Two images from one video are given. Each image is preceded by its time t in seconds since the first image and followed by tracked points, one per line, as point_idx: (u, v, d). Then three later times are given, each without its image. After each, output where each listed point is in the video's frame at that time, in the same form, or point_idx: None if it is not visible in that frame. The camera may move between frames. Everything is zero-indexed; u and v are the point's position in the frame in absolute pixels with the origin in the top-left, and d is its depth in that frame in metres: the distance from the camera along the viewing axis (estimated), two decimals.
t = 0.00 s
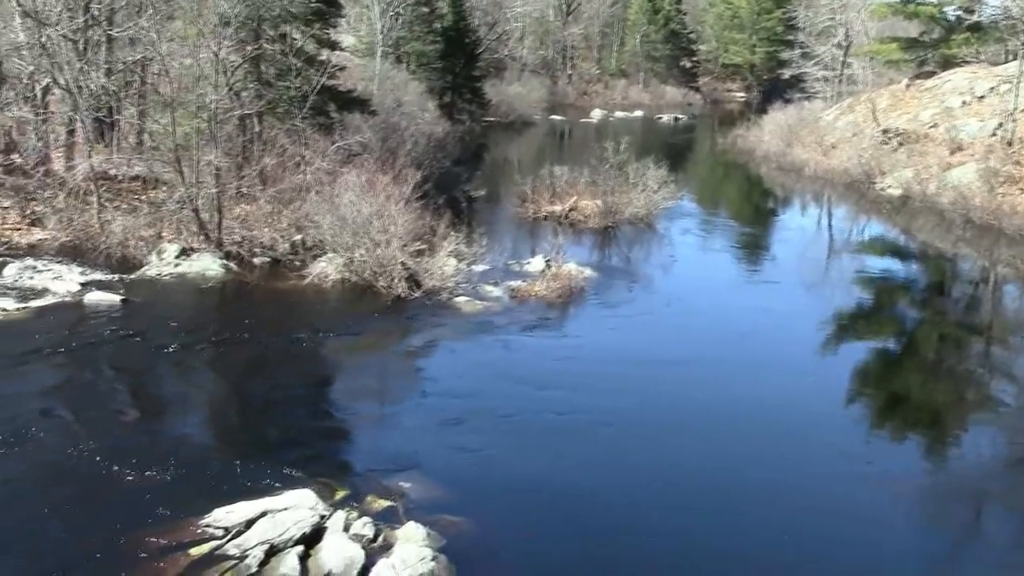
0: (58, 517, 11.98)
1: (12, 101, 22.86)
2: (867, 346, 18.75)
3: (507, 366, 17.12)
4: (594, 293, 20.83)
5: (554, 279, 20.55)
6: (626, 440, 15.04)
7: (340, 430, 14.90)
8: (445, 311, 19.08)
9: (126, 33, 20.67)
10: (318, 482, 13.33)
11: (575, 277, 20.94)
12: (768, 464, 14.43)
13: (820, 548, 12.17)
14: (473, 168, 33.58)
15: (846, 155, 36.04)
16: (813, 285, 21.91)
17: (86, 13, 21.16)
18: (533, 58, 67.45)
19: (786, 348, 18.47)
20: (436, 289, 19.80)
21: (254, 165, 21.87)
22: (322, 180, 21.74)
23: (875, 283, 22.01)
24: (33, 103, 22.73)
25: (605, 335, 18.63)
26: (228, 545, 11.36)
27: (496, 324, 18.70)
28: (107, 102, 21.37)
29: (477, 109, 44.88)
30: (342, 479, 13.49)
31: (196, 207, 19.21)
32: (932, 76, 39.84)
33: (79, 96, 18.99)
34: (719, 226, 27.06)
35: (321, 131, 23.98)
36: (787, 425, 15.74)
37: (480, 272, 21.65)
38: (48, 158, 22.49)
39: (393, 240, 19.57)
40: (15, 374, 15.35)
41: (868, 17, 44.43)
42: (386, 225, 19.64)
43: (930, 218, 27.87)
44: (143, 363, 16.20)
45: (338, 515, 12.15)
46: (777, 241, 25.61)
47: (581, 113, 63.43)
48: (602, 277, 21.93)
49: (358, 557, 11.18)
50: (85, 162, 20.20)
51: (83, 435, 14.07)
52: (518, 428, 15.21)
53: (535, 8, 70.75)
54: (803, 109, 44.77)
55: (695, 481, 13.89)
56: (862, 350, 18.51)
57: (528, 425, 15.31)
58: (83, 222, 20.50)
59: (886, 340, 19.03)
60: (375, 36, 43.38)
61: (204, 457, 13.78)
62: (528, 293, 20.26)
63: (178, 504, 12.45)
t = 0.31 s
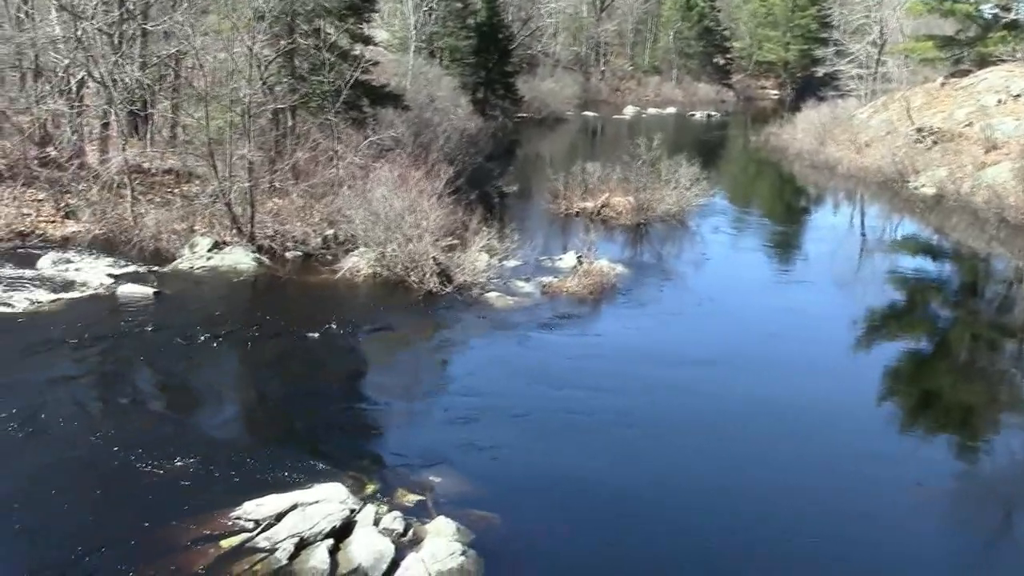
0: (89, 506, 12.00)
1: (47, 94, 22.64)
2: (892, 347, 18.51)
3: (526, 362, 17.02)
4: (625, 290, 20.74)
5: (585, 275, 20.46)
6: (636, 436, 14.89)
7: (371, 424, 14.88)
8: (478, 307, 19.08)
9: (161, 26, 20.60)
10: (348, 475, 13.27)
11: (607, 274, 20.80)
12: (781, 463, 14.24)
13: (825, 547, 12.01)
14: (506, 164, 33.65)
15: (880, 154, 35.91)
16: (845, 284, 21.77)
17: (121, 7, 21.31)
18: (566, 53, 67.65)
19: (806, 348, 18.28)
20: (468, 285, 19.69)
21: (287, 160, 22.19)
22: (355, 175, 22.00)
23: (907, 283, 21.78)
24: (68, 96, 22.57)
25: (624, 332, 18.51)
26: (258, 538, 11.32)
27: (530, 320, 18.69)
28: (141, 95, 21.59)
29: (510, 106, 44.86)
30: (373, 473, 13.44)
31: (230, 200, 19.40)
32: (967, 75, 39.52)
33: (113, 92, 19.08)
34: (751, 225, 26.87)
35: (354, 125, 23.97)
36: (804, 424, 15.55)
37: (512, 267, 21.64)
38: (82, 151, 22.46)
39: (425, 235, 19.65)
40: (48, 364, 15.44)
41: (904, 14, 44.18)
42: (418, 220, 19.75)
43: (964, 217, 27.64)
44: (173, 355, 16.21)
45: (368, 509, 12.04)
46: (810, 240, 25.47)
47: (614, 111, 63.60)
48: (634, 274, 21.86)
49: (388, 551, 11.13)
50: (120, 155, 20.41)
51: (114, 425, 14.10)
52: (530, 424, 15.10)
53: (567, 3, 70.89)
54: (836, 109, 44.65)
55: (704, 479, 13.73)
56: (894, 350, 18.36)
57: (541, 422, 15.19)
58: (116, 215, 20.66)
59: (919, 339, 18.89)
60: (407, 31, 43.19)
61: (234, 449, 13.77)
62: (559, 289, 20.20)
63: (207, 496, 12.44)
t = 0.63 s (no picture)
0: (108, 499, 12.05)
1: (70, 88, 22.59)
2: (905, 349, 18.37)
3: (535, 360, 16.95)
4: (645, 288, 20.70)
5: (605, 273, 20.42)
6: (639, 436, 14.81)
7: (391, 419, 14.88)
8: (499, 303, 19.09)
9: (183, 21, 20.76)
10: (367, 471, 13.27)
11: (627, 272, 20.72)
12: (783, 463, 14.15)
13: (825, 547, 11.95)
14: (526, 161, 33.65)
15: (902, 153, 35.72)
16: (864, 284, 21.66)
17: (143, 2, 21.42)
18: (588, 50, 67.78)
19: (815, 348, 18.15)
20: (488, 282, 19.75)
21: (308, 155, 22.13)
22: (376, 171, 21.75)
23: (928, 284, 21.64)
24: (92, 91, 22.62)
25: (633, 331, 18.42)
26: (277, 532, 11.33)
27: (550, 317, 18.69)
28: (164, 90, 21.74)
29: (529, 101, 44.16)
30: (391, 469, 13.43)
31: (250, 197, 19.56)
32: (991, 74, 39.23)
33: (136, 87, 19.26)
34: (771, 224, 26.76)
35: (375, 121, 24.12)
36: (809, 424, 15.47)
37: (532, 265, 21.65)
38: (104, 145, 22.46)
39: (445, 232, 19.64)
40: (69, 357, 15.52)
41: (927, 13, 43.90)
42: (438, 216, 19.77)
43: (987, 218, 27.48)
44: (194, 348, 16.26)
45: (387, 505, 12.04)
46: (830, 239, 25.36)
47: (636, 107, 63.40)
48: (654, 272, 21.86)
49: (406, 547, 11.14)
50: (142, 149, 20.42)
51: (133, 419, 14.15)
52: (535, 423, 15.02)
53: (591, 1, 71.86)
54: (858, 107, 44.35)
55: (707, 478, 13.65)
56: (913, 351, 18.25)
57: (546, 420, 15.11)
58: (138, 209, 20.76)
59: (939, 340, 18.81)
60: (428, 28, 43.44)
61: (253, 444, 13.79)
62: (579, 286, 20.20)
63: (226, 490, 12.46)
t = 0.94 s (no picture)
0: (126, 489, 12.11)
1: (90, 82, 22.67)
2: (917, 346, 18.19)
3: (544, 355, 16.85)
4: (662, 281, 20.68)
5: (623, 267, 20.38)
6: (645, 433, 14.67)
7: (408, 412, 14.89)
8: (516, 297, 19.09)
9: (202, 15, 20.87)
10: (384, 463, 13.27)
11: (644, 266, 20.68)
12: (791, 461, 14.00)
13: (829, 546, 11.81)
14: (544, 154, 33.57)
15: (921, 148, 35.52)
16: (882, 279, 21.56)
17: None
18: (605, 44, 67.62)
19: (826, 345, 17.96)
20: (505, 275, 19.79)
21: (326, 148, 22.25)
22: (393, 164, 22.00)
23: (946, 280, 21.49)
24: (111, 84, 22.67)
25: (642, 326, 18.30)
26: (294, 523, 11.36)
27: (567, 310, 18.69)
28: (182, 83, 21.87)
29: (546, 96, 44.41)
30: (408, 462, 13.44)
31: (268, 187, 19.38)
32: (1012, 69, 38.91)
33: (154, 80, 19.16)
34: (789, 219, 26.62)
35: (393, 114, 24.07)
36: (817, 422, 15.30)
37: (550, 259, 21.62)
38: (124, 139, 22.66)
39: (462, 225, 19.60)
40: (88, 348, 15.61)
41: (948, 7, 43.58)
42: (456, 210, 19.65)
43: (1007, 214, 27.30)
44: (212, 340, 16.32)
45: (403, 497, 12.01)
46: (848, 234, 25.26)
47: (654, 102, 63.18)
48: (672, 266, 21.85)
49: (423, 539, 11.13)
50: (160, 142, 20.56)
51: (151, 409, 14.21)
52: (542, 419, 14.91)
53: None
54: (877, 101, 44.05)
55: (713, 475, 13.51)
56: (931, 347, 18.15)
57: (552, 416, 15.00)
58: (156, 202, 20.78)
59: (956, 335, 18.70)
60: (447, 21, 44.44)
61: (271, 436, 13.82)
62: (596, 280, 20.14)
63: (243, 481, 12.50)
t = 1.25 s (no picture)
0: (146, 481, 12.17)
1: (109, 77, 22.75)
2: (933, 343, 17.97)
3: (557, 351, 16.75)
4: (680, 275, 20.66)
5: (640, 260, 20.28)
6: (657, 430, 14.53)
7: (427, 405, 14.91)
8: (534, 290, 19.10)
9: (220, 10, 21.05)
10: (403, 457, 13.27)
11: (662, 259, 20.62)
12: (804, 458, 13.83)
13: (840, 543, 11.62)
14: (561, 148, 33.58)
15: (940, 140, 35.35)
16: (901, 272, 21.47)
17: None
18: (622, 37, 67.52)
19: (841, 342, 17.78)
20: (523, 269, 19.72)
21: (344, 143, 22.15)
22: (411, 159, 21.96)
23: (964, 272, 21.40)
24: (129, 79, 22.72)
25: (656, 322, 18.17)
26: (314, 517, 11.40)
27: (586, 303, 18.68)
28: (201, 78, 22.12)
29: (563, 89, 44.26)
30: (428, 456, 13.44)
31: (286, 181, 19.42)
32: None
33: (173, 76, 19.63)
34: (806, 212, 26.53)
35: (410, 108, 24.17)
36: (832, 418, 15.12)
37: (567, 252, 21.60)
38: (142, 134, 22.50)
39: (480, 218, 19.61)
40: (107, 342, 15.68)
41: None
42: (473, 203, 19.76)
43: None
44: (229, 335, 16.35)
45: (422, 491, 12.06)
46: (866, 227, 25.16)
47: (671, 94, 62.96)
48: (689, 259, 21.85)
49: (442, 532, 11.15)
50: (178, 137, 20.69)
51: (170, 402, 14.27)
52: (555, 415, 14.80)
53: None
54: (896, 93, 43.83)
55: (725, 472, 13.37)
56: (951, 340, 18.06)
57: (564, 413, 14.89)
58: (174, 197, 20.95)
59: (976, 328, 18.62)
60: (464, 14, 44.28)
61: (290, 428, 13.86)
62: (614, 273, 20.16)
63: (262, 474, 12.53)
